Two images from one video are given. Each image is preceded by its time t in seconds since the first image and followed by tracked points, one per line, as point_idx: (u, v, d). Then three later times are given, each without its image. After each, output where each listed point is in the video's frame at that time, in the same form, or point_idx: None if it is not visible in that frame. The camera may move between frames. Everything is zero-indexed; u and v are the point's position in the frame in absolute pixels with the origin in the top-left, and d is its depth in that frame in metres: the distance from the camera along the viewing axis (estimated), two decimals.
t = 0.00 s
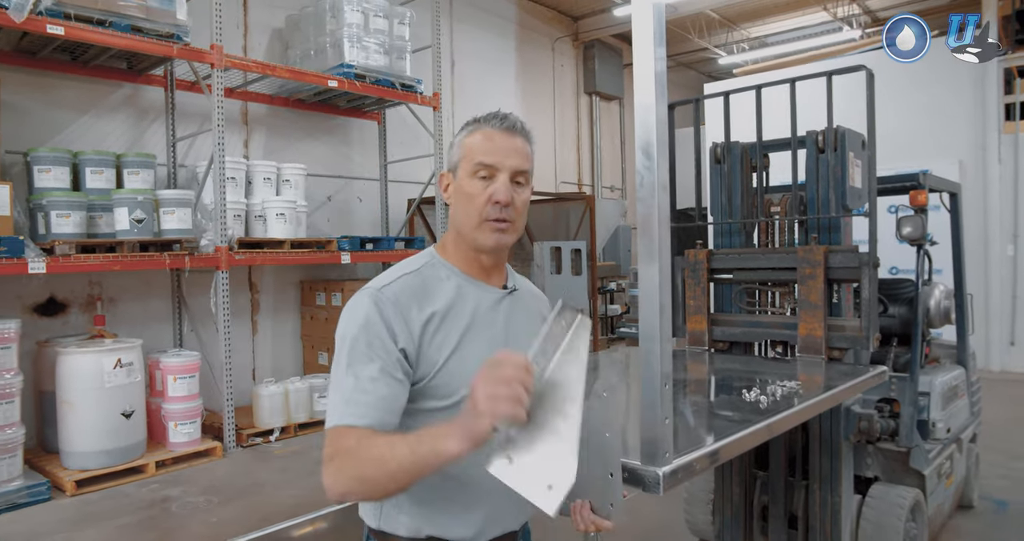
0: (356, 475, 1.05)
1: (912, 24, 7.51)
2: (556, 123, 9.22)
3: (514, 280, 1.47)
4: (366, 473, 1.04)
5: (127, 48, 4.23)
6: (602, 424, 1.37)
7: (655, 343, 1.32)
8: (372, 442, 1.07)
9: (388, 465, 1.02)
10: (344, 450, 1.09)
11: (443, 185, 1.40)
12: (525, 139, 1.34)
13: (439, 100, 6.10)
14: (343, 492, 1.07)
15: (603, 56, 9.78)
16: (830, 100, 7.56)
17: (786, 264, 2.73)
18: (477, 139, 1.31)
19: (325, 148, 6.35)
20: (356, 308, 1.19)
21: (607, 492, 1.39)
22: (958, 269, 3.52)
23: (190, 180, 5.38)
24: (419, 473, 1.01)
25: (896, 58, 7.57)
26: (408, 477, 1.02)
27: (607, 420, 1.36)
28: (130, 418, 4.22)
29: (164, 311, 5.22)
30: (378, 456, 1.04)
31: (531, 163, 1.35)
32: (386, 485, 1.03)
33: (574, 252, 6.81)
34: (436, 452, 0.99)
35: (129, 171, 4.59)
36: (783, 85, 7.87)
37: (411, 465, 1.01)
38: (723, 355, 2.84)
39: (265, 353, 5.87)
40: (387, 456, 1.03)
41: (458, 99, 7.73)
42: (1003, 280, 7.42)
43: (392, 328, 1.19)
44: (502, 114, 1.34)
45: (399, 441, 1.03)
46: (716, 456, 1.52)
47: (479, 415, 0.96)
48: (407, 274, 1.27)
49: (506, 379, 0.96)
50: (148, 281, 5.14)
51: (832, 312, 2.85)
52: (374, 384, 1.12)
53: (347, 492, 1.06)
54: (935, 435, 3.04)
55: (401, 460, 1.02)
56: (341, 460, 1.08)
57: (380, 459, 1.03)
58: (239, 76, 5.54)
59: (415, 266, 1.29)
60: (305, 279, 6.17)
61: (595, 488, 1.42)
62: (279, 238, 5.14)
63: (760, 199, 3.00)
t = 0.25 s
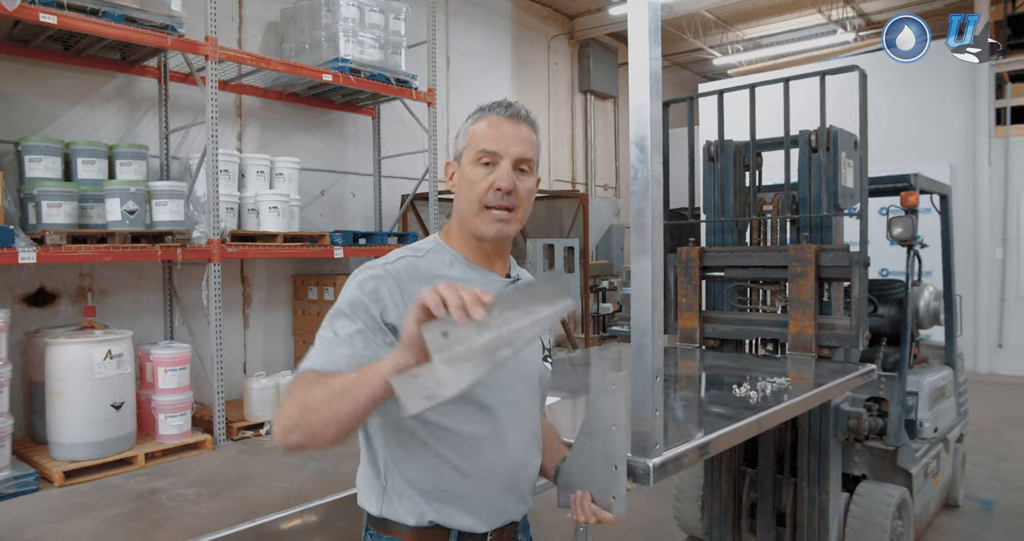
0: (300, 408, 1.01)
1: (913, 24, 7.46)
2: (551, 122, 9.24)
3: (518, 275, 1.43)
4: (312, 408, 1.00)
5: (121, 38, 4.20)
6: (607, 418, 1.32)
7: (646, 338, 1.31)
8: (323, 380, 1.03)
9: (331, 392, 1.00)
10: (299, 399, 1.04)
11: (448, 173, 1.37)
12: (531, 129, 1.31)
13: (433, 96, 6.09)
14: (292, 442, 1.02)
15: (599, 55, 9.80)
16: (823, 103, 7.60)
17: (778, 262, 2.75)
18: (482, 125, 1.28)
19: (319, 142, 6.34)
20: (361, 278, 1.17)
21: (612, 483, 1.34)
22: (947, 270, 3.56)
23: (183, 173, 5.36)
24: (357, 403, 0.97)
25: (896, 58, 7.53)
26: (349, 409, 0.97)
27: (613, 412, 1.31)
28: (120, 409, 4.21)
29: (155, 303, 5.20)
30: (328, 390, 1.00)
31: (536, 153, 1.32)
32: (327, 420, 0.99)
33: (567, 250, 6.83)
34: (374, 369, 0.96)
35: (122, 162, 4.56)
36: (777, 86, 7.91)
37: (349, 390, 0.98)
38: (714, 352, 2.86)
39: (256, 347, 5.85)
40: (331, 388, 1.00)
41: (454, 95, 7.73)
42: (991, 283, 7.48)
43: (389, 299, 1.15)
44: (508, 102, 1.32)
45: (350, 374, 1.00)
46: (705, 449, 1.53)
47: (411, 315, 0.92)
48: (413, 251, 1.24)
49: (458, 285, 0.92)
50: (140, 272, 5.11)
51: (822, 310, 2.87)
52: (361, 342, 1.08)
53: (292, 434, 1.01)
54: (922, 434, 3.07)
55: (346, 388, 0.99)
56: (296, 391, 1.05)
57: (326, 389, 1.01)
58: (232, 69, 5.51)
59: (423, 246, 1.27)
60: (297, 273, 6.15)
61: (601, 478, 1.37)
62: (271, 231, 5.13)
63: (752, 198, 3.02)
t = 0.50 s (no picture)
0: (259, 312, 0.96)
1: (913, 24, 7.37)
2: (549, 116, 9.23)
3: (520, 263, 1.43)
4: (270, 310, 0.94)
5: (119, 22, 4.18)
6: (620, 416, 1.29)
7: (642, 330, 1.31)
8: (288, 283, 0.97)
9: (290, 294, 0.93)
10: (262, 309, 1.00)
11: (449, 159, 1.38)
12: (533, 117, 1.31)
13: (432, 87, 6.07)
14: (250, 346, 0.97)
15: (598, 50, 9.79)
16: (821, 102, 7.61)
17: (773, 259, 2.76)
18: (484, 112, 1.29)
19: (317, 132, 6.31)
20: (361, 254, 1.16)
21: (612, 482, 1.26)
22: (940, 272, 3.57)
23: (179, 159, 5.34)
24: (315, 308, 0.90)
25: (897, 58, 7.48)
26: (305, 315, 0.91)
27: (628, 410, 1.28)
28: (112, 395, 4.20)
29: (149, 290, 5.18)
30: (288, 294, 0.93)
31: (538, 141, 1.32)
32: (282, 321, 0.92)
33: (563, 244, 6.84)
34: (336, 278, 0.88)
35: (117, 147, 4.54)
36: (776, 85, 7.91)
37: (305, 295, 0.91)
38: (708, 348, 2.87)
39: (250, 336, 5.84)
40: (291, 291, 0.94)
41: (452, 87, 7.71)
42: (983, 285, 7.52)
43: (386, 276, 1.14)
44: (510, 89, 1.32)
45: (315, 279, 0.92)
46: (697, 442, 1.54)
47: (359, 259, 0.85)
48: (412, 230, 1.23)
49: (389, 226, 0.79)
50: (133, 258, 5.09)
51: (815, 308, 2.88)
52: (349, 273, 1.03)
53: (251, 336, 0.96)
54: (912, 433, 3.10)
55: (305, 288, 0.92)
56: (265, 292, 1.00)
57: (286, 292, 0.94)
58: (230, 55, 5.49)
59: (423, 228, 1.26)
60: (292, 262, 6.14)
61: (600, 476, 1.29)
62: (267, 220, 5.12)
63: (748, 196, 3.03)
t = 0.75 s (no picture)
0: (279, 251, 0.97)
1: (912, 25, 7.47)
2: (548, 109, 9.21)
3: (522, 252, 1.43)
4: (287, 251, 0.94)
5: (118, 6, 4.15)
6: (623, 413, 1.30)
7: (640, 322, 1.32)
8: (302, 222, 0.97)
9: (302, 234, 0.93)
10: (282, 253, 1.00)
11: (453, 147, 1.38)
12: (537, 108, 1.30)
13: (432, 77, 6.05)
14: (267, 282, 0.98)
15: (599, 43, 9.76)
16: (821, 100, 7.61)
17: (771, 255, 2.76)
18: (487, 101, 1.28)
19: (316, 120, 6.29)
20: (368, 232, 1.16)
21: (607, 477, 1.25)
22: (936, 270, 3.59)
23: (177, 145, 5.32)
24: (325, 250, 0.89)
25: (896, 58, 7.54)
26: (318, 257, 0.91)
27: (631, 408, 1.30)
28: (108, 381, 4.20)
29: (146, 276, 5.17)
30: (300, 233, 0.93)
31: (541, 132, 1.31)
32: (298, 259, 0.93)
33: (560, 237, 6.84)
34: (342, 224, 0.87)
35: (116, 132, 4.52)
36: (776, 82, 7.91)
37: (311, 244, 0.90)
38: (704, 343, 2.89)
39: (246, 324, 5.84)
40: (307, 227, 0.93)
41: (452, 78, 7.68)
42: (979, 285, 7.55)
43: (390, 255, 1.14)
44: (514, 78, 1.31)
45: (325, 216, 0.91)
46: (692, 435, 1.55)
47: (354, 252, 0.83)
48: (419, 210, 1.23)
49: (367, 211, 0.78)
50: (131, 245, 5.08)
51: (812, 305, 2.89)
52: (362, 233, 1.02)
53: (270, 273, 0.97)
54: (905, 431, 3.12)
55: (316, 229, 0.91)
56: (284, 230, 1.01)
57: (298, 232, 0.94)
58: (230, 42, 5.46)
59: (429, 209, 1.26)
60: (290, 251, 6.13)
61: (596, 472, 1.27)
62: (265, 208, 5.11)
63: (747, 191, 3.04)
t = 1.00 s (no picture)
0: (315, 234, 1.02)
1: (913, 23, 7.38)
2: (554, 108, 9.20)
3: (531, 250, 1.44)
4: (322, 236, 0.99)
5: None
6: (627, 412, 1.32)
7: (645, 321, 1.32)
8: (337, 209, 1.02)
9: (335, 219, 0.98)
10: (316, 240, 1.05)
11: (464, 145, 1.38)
12: (547, 107, 1.30)
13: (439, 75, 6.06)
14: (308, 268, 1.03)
15: (606, 43, 9.75)
16: (827, 104, 7.60)
17: (776, 257, 2.76)
18: (497, 100, 1.28)
19: (322, 116, 6.30)
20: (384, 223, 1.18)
21: (608, 475, 1.24)
22: (941, 276, 3.58)
23: (183, 139, 5.33)
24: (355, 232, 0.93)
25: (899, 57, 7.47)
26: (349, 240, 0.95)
27: (634, 408, 1.31)
28: (111, 372, 4.21)
29: (151, 269, 5.19)
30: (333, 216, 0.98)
31: (551, 132, 1.31)
32: (331, 243, 0.97)
33: (564, 236, 6.84)
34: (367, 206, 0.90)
35: (123, 124, 4.53)
36: (782, 85, 7.90)
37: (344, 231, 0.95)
38: (707, 344, 2.89)
39: (250, 318, 5.85)
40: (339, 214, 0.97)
41: (458, 76, 7.68)
42: (983, 291, 7.53)
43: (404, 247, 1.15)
44: (525, 77, 1.31)
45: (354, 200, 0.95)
46: (693, 436, 1.55)
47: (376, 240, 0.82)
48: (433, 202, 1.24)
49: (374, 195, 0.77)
50: (136, 237, 5.10)
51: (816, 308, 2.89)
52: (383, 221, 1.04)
53: (309, 259, 1.02)
54: (907, 436, 3.11)
55: (348, 213, 0.95)
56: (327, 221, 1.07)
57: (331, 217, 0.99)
58: (238, 36, 5.47)
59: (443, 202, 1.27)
60: (294, 246, 6.14)
61: (598, 471, 1.26)
62: (270, 202, 5.12)
63: (753, 194, 3.04)
